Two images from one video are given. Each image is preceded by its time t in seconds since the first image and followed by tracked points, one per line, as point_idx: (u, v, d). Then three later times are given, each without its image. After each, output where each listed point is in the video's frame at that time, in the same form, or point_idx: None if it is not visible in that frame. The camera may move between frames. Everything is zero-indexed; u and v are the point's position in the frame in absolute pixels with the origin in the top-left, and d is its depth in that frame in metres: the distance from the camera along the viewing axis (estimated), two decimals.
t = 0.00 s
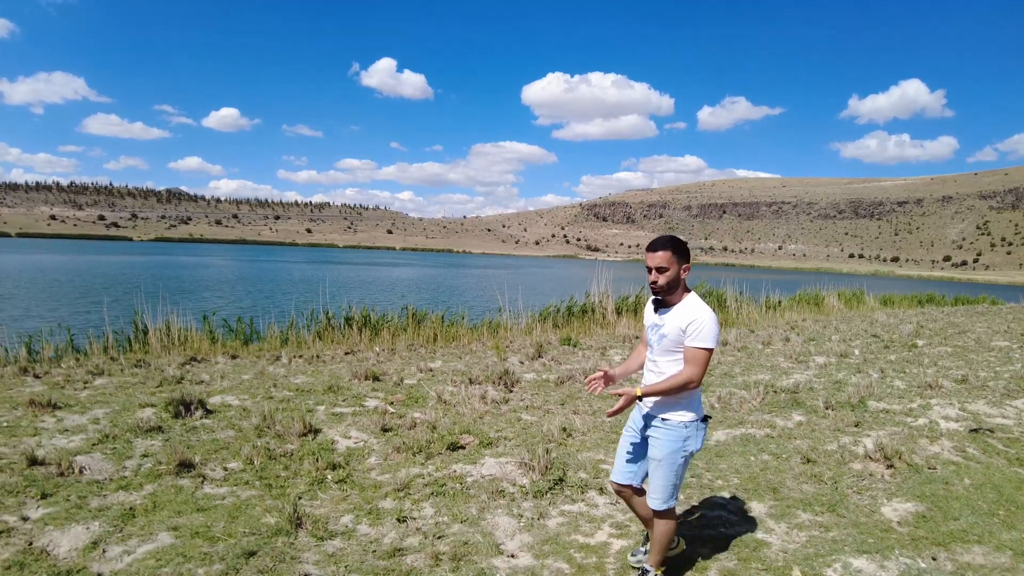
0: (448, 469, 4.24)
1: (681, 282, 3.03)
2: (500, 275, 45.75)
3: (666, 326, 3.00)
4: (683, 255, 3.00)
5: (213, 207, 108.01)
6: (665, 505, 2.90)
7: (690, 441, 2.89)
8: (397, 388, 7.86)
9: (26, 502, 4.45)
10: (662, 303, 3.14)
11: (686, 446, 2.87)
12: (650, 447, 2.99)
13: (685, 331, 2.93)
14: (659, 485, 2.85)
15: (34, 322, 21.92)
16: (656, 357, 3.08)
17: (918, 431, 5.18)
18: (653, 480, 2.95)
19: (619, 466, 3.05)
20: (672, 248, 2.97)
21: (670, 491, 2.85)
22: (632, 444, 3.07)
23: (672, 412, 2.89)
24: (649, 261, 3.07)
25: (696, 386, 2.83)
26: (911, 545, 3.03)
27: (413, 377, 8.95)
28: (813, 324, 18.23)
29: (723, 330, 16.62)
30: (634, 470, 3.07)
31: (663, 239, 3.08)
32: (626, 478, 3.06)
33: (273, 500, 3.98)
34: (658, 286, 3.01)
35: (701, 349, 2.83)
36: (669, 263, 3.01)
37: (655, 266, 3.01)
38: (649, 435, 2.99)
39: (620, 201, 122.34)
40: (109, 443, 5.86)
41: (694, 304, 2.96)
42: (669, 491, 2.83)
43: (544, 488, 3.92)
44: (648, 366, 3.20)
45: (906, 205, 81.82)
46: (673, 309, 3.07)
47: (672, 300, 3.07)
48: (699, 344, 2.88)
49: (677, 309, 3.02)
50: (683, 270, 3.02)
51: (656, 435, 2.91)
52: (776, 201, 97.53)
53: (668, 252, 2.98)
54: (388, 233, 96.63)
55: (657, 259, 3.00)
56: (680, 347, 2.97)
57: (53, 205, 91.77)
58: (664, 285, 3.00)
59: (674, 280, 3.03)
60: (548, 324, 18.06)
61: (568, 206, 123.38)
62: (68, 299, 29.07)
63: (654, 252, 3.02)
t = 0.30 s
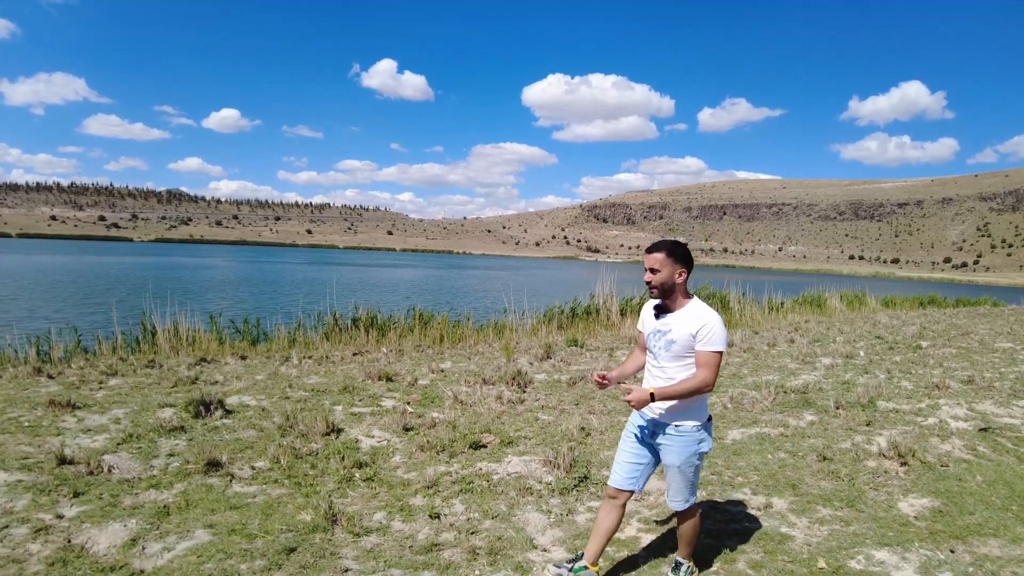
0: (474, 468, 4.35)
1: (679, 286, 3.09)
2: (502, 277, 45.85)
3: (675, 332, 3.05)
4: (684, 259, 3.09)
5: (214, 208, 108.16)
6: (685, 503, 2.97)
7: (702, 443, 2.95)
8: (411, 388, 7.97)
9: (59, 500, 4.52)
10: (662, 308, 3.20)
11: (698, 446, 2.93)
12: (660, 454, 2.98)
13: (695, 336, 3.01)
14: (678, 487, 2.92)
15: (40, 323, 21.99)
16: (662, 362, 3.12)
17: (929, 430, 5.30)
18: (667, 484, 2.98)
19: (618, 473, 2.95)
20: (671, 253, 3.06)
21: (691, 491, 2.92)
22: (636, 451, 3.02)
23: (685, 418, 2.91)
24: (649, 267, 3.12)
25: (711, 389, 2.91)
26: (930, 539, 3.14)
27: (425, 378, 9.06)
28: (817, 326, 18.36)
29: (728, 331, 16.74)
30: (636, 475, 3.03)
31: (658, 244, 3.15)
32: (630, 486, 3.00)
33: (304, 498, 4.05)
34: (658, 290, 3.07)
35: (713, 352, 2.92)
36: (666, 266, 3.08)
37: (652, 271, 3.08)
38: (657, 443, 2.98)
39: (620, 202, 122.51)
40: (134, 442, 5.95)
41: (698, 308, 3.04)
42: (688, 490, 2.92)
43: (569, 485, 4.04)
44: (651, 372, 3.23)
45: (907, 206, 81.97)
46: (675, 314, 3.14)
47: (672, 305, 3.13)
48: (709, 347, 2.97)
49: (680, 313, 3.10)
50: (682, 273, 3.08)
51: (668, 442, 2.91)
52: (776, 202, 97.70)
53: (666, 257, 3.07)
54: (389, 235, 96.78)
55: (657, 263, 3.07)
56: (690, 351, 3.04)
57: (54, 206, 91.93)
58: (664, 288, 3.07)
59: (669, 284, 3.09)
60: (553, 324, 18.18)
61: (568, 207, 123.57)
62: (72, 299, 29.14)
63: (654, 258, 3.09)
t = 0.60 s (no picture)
0: (507, 459, 4.43)
1: (681, 276, 3.05)
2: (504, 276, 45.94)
3: (672, 320, 2.96)
4: (689, 251, 3.05)
5: (215, 206, 108.27)
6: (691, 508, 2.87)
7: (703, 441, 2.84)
8: (430, 383, 8.06)
9: (95, 491, 4.48)
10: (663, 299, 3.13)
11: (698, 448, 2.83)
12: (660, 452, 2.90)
13: (694, 325, 2.89)
14: (679, 489, 2.83)
15: (46, 319, 22.00)
16: (657, 353, 3.03)
17: (948, 424, 5.39)
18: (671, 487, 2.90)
19: (618, 476, 2.91)
20: (671, 241, 3.04)
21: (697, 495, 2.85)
22: (634, 450, 2.96)
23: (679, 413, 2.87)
24: (648, 257, 3.11)
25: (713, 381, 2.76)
26: (962, 525, 3.23)
27: (441, 373, 9.12)
28: (822, 325, 18.48)
29: (735, 330, 16.81)
30: (638, 478, 2.97)
31: (662, 235, 3.14)
32: (634, 488, 2.93)
33: (342, 488, 4.06)
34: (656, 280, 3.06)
35: (712, 342, 2.81)
36: (664, 255, 3.05)
37: (651, 258, 3.06)
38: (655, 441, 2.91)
39: (621, 202, 122.56)
40: (162, 433, 5.93)
41: (698, 297, 2.97)
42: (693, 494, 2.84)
43: (603, 475, 4.12)
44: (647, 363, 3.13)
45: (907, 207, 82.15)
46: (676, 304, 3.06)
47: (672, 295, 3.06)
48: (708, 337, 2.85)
49: (680, 303, 3.03)
50: (680, 263, 3.04)
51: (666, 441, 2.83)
52: (777, 203, 97.85)
53: (664, 245, 3.04)
54: (390, 233, 96.87)
55: (656, 251, 3.05)
56: (689, 342, 2.92)
57: (55, 203, 92.11)
58: (664, 277, 3.03)
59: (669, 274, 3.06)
60: (560, 322, 18.29)
61: (569, 207, 123.71)
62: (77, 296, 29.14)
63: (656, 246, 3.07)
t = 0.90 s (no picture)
0: (538, 458, 4.56)
1: (683, 274, 3.16)
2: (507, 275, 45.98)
3: (676, 320, 3.10)
4: (690, 248, 3.17)
5: (216, 205, 108.32)
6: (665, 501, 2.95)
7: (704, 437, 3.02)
8: (449, 383, 8.18)
9: (134, 491, 4.50)
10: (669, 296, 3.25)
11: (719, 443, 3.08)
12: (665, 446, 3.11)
13: (698, 325, 3.04)
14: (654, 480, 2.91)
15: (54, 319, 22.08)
16: (664, 351, 3.17)
17: (963, 424, 5.51)
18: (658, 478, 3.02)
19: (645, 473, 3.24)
20: (673, 242, 3.15)
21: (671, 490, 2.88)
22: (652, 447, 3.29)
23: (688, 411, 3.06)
24: (653, 258, 3.24)
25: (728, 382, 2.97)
26: (986, 521, 3.36)
27: (457, 373, 9.23)
28: (828, 325, 18.60)
29: (742, 330, 16.91)
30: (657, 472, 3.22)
31: (664, 234, 3.26)
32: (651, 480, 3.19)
33: (381, 488, 4.11)
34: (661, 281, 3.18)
35: (721, 340, 2.96)
36: (668, 256, 3.17)
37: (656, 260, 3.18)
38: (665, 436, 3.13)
39: (622, 201, 122.54)
40: (191, 433, 5.94)
41: (701, 297, 3.10)
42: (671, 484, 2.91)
43: (634, 474, 4.24)
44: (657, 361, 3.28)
45: (909, 206, 82.17)
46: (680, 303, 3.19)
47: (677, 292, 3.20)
48: (712, 337, 3.00)
49: (684, 301, 3.16)
50: (681, 263, 3.16)
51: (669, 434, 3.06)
52: (778, 202, 97.88)
53: (667, 246, 3.15)
54: (391, 232, 96.95)
55: (658, 253, 3.19)
56: (693, 340, 3.06)
57: (56, 202, 92.13)
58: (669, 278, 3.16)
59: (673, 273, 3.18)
60: (567, 322, 18.42)
61: (569, 206, 123.70)
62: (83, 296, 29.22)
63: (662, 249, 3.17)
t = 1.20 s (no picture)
0: (565, 452, 4.72)
1: (697, 278, 3.21)
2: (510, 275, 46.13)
3: (687, 324, 3.15)
4: (703, 251, 3.21)
5: (218, 205, 108.60)
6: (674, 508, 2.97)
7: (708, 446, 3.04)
8: (466, 382, 8.34)
9: (173, 485, 4.56)
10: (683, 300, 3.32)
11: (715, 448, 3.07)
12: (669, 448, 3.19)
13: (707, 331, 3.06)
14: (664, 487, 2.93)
15: (63, 319, 22.22)
16: (675, 353, 3.24)
17: (974, 420, 5.66)
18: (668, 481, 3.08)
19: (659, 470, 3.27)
20: (688, 246, 3.19)
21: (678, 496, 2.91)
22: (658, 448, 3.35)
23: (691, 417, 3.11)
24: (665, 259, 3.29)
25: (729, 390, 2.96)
26: (1001, 510, 3.51)
27: (471, 373, 9.36)
28: (833, 325, 18.73)
29: (749, 331, 17.05)
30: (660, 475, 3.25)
31: (678, 238, 3.30)
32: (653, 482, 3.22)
33: (416, 481, 4.21)
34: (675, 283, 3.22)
35: (728, 348, 2.98)
36: (682, 259, 3.21)
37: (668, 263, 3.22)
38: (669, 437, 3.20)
39: (623, 202, 122.59)
40: (221, 428, 6.00)
41: (713, 303, 3.13)
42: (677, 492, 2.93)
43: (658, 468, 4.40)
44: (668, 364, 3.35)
45: (911, 207, 82.16)
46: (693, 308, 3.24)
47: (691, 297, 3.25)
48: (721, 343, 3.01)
49: (696, 307, 3.20)
50: (698, 267, 3.21)
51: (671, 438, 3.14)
52: (780, 203, 97.87)
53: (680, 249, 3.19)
54: (394, 233, 97.19)
55: (674, 258, 3.23)
56: (701, 345, 3.10)
57: (59, 202, 92.43)
58: (680, 281, 3.21)
59: (690, 276, 3.23)
60: (574, 322, 18.58)
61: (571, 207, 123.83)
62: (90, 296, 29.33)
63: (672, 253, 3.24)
